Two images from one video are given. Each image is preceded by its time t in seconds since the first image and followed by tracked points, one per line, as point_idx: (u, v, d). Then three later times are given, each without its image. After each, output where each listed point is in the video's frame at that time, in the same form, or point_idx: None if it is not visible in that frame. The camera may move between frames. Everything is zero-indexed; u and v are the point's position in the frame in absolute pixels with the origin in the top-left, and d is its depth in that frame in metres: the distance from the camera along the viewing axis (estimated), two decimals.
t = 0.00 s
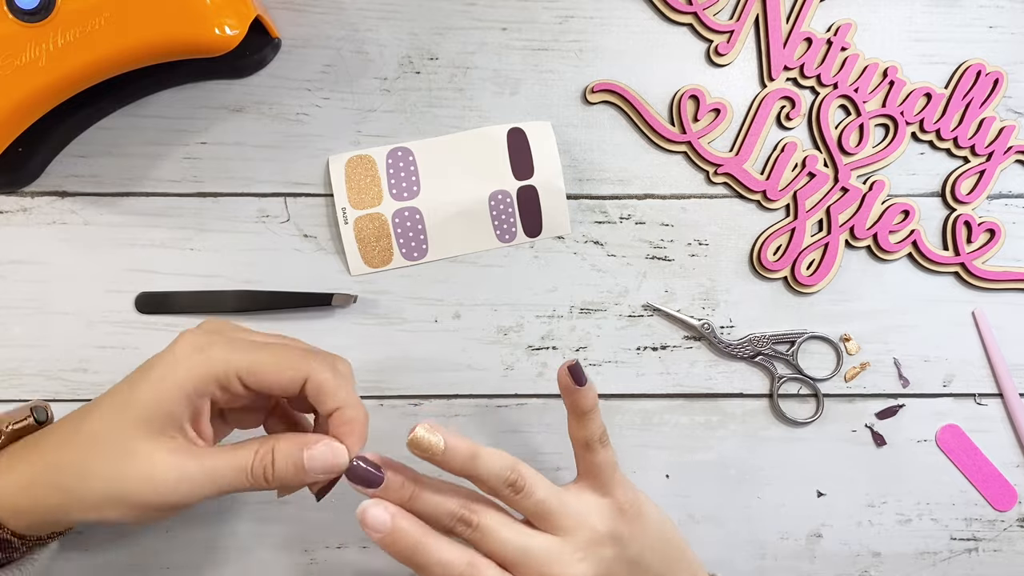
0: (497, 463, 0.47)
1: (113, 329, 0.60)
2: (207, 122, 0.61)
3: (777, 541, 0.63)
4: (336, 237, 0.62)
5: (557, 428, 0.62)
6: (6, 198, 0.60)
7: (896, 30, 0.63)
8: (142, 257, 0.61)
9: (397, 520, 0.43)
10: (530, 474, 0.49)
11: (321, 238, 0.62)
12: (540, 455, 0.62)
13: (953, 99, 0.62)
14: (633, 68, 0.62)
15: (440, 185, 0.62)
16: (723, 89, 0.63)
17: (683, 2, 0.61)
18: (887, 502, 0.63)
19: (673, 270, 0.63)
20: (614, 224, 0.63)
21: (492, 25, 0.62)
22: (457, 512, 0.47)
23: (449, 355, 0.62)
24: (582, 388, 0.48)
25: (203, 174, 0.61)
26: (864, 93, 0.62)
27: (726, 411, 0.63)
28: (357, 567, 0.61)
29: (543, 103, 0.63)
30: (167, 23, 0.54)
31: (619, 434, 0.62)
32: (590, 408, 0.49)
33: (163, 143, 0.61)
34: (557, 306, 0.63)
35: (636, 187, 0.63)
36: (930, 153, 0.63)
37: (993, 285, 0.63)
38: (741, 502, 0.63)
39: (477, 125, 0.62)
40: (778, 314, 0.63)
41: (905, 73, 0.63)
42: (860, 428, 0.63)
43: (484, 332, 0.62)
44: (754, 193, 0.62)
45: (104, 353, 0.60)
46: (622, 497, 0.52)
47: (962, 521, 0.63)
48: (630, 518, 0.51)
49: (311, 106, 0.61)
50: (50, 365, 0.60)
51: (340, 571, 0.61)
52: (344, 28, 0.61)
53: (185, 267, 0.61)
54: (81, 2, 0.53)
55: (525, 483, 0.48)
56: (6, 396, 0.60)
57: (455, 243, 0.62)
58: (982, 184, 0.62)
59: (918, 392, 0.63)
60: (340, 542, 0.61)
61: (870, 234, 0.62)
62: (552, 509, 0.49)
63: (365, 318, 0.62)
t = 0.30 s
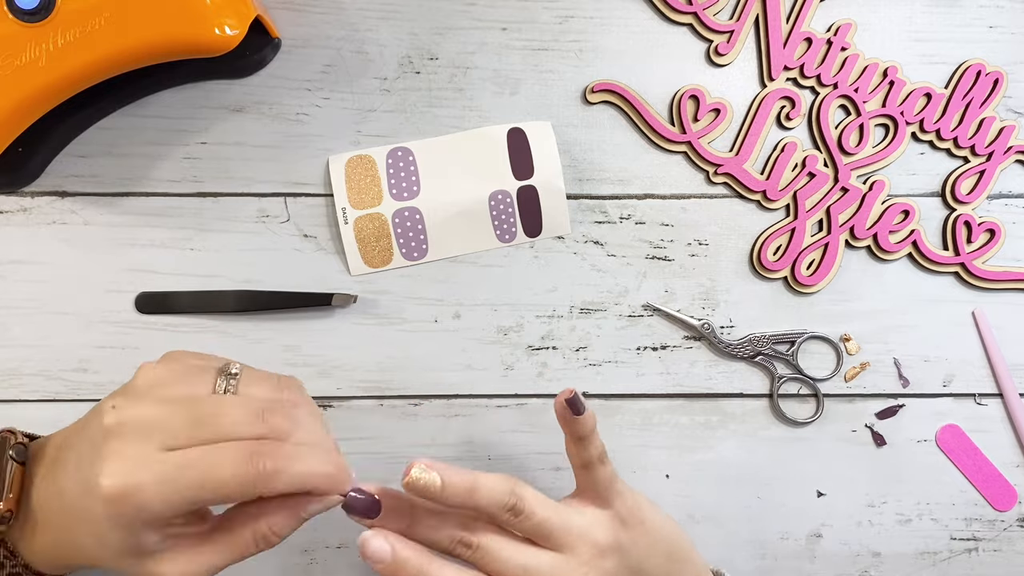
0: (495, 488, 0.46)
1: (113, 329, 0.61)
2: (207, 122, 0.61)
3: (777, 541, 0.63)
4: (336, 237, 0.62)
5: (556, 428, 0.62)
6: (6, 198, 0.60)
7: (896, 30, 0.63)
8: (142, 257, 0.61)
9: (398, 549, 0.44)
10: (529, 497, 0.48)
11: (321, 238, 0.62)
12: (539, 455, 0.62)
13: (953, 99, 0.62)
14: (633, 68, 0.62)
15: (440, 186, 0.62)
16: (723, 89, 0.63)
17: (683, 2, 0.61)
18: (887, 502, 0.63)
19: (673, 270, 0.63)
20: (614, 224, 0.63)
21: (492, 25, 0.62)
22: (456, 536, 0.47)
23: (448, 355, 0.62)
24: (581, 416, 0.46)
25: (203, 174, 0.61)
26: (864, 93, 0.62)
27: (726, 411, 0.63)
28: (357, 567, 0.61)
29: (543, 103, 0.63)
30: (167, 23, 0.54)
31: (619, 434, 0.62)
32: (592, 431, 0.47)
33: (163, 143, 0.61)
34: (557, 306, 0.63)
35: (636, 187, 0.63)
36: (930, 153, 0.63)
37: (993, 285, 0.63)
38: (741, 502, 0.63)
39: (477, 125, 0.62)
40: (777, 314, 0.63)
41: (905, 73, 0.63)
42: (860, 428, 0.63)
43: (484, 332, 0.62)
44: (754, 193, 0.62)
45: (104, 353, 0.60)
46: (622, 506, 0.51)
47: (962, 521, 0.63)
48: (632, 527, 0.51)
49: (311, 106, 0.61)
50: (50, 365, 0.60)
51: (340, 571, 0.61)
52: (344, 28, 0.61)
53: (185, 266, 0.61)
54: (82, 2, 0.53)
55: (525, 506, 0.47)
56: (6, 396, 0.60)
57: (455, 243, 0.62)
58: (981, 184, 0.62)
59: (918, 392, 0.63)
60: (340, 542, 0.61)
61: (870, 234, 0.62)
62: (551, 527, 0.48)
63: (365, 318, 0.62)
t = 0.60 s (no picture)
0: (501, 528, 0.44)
1: (113, 329, 0.61)
2: (207, 122, 0.61)
3: (777, 541, 0.63)
4: (336, 237, 0.62)
5: (556, 428, 0.62)
6: (6, 198, 0.60)
7: (896, 30, 0.63)
8: (142, 258, 0.61)
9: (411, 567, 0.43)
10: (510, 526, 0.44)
11: (321, 238, 0.62)
12: (539, 455, 0.62)
13: (953, 99, 0.62)
14: (633, 68, 0.62)
15: (440, 186, 0.62)
16: (723, 89, 0.63)
17: (683, 2, 0.61)
18: (887, 502, 0.63)
19: (673, 270, 0.63)
20: (614, 224, 0.63)
21: (491, 25, 0.62)
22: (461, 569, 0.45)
23: (448, 355, 0.62)
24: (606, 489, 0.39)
25: (203, 174, 0.61)
26: (864, 93, 0.62)
27: (726, 410, 0.63)
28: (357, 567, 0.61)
29: (543, 103, 0.63)
30: (167, 22, 0.54)
31: (619, 435, 0.62)
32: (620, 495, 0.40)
33: (163, 143, 0.61)
34: (557, 306, 0.63)
35: (636, 187, 0.63)
36: (930, 153, 0.63)
37: (993, 285, 0.63)
38: (741, 502, 0.63)
39: (477, 126, 0.62)
40: (777, 314, 0.63)
41: (905, 73, 0.63)
42: (860, 428, 0.63)
43: (484, 332, 0.62)
44: (754, 193, 0.62)
45: (104, 353, 0.60)
46: None
47: (962, 521, 0.63)
48: None
49: (311, 106, 0.61)
50: (50, 365, 0.60)
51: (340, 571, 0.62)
52: (344, 28, 0.61)
53: (185, 267, 0.61)
54: (81, 2, 0.53)
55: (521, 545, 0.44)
56: (7, 396, 0.60)
57: (455, 243, 0.62)
58: (981, 184, 0.62)
59: (918, 392, 0.63)
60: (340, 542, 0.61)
61: (870, 234, 0.62)
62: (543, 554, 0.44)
63: (365, 318, 0.62)
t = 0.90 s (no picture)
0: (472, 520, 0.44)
1: (113, 329, 0.61)
2: (207, 122, 0.61)
3: (777, 541, 0.63)
4: (336, 237, 0.62)
5: (556, 428, 0.62)
6: (6, 198, 0.60)
7: (896, 30, 0.63)
8: (142, 258, 0.61)
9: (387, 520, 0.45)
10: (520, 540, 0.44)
11: (321, 238, 0.62)
12: (540, 455, 0.62)
13: (953, 99, 0.62)
14: (633, 68, 0.62)
15: (440, 186, 0.62)
16: (723, 89, 0.63)
17: (684, 2, 0.61)
18: (887, 502, 0.63)
19: (673, 270, 0.63)
20: (614, 224, 0.63)
21: (492, 25, 0.62)
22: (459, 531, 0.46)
23: (449, 355, 0.62)
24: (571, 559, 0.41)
25: (203, 174, 0.61)
26: (864, 93, 0.62)
27: (726, 410, 0.63)
28: (357, 567, 0.61)
29: (543, 103, 0.63)
30: (167, 22, 0.54)
31: (619, 434, 0.62)
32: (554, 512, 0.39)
33: (163, 143, 0.61)
34: (557, 306, 0.63)
35: (636, 187, 0.63)
36: (930, 153, 0.63)
37: (993, 285, 0.63)
38: (741, 502, 0.63)
39: (477, 125, 0.62)
40: (777, 313, 0.63)
41: (905, 73, 0.63)
42: (860, 427, 0.63)
43: (484, 332, 0.62)
44: (754, 193, 0.62)
45: (104, 353, 0.60)
46: None
47: (962, 521, 0.63)
48: None
49: (311, 106, 0.61)
50: (50, 365, 0.60)
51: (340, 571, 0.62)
52: (344, 28, 0.61)
53: (185, 267, 0.61)
54: (82, 2, 0.53)
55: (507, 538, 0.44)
56: (7, 396, 0.60)
57: (455, 243, 0.62)
58: (982, 184, 0.62)
59: (918, 392, 0.63)
60: (341, 542, 0.61)
61: (870, 234, 0.62)
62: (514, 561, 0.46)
63: (365, 318, 0.62)
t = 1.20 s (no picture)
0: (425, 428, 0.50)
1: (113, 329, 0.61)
2: (207, 122, 0.61)
3: (777, 541, 0.63)
4: (336, 237, 0.62)
5: (556, 428, 0.62)
6: (6, 198, 0.60)
7: (896, 30, 0.63)
8: (142, 258, 0.61)
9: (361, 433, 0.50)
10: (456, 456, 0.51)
11: (321, 238, 0.62)
12: (540, 455, 0.62)
13: (953, 99, 0.62)
14: (633, 68, 0.62)
15: (440, 185, 0.62)
16: (723, 89, 0.63)
17: (684, 2, 0.61)
18: (887, 502, 0.63)
19: (673, 270, 0.63)
20: (614, 224, 0.63)
21: (492, 25, 0.62)
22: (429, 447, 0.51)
23: (449, 355, 0.62)
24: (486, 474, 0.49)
25: (203, 174, 0.61)
26: (864, 93, 0.62)
27: (726, 410, 0.63)
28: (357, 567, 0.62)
29: (543, 103, 0.63)
30: (167, 23, 0.54)
31: (619, 434, 0.62)
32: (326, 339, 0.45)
33: (163, 143, 0.61)
34: (557, 306, 0.63)
35: (636, 187, 0.63)
36: (930, 153, 0.63)
37: (993, 285, 0.63)
38: (741, 502, 0.63)
39: (477, 125, 0.62)
40: (778, 314, 0.63)
41: (905, 73, 0.63)
42: (860, 428, 0.63)
43: (484, 332, 0.62)
44: (754, 193, 0.62)
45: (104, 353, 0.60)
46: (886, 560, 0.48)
47: (962, 521, 0.63)
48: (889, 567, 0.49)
49: (311, 106, 0.61)
50: (50, 365, 0.60)
51: (340, 571, 0.62)
52: (345, 28, 0.61)
53: (185, 267, 0.61)
54: (82, 2, 0.53)
55: (445, 458, 0.51)
56: (7, 396, 0.60)
57: (455, 243, 0.62)
58: (981, 184, 0.62)
59: (918, 392, 0.63)
60: (340, 542, 0.61)
61: (870, 234, 0.62)
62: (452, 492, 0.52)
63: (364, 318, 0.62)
